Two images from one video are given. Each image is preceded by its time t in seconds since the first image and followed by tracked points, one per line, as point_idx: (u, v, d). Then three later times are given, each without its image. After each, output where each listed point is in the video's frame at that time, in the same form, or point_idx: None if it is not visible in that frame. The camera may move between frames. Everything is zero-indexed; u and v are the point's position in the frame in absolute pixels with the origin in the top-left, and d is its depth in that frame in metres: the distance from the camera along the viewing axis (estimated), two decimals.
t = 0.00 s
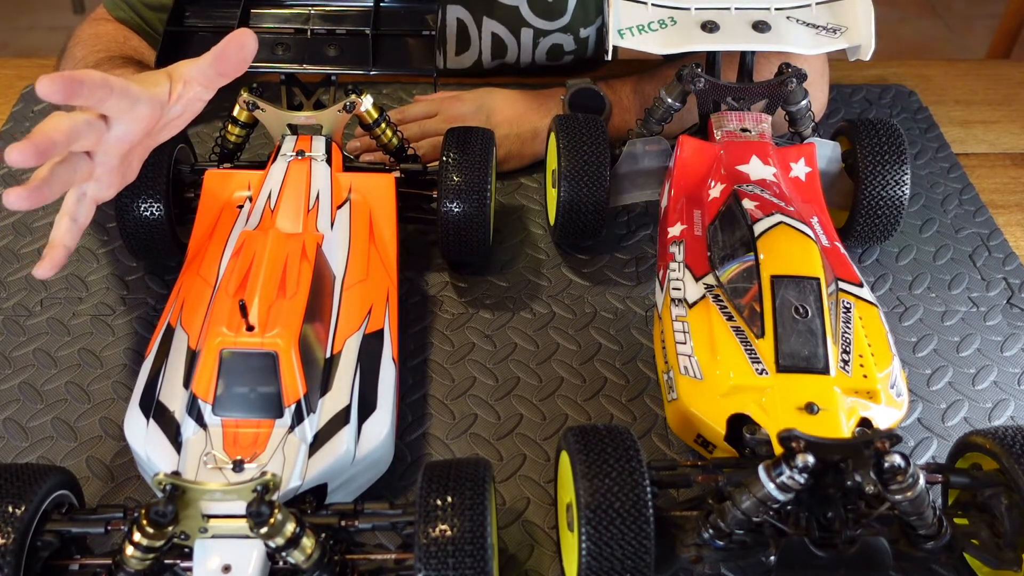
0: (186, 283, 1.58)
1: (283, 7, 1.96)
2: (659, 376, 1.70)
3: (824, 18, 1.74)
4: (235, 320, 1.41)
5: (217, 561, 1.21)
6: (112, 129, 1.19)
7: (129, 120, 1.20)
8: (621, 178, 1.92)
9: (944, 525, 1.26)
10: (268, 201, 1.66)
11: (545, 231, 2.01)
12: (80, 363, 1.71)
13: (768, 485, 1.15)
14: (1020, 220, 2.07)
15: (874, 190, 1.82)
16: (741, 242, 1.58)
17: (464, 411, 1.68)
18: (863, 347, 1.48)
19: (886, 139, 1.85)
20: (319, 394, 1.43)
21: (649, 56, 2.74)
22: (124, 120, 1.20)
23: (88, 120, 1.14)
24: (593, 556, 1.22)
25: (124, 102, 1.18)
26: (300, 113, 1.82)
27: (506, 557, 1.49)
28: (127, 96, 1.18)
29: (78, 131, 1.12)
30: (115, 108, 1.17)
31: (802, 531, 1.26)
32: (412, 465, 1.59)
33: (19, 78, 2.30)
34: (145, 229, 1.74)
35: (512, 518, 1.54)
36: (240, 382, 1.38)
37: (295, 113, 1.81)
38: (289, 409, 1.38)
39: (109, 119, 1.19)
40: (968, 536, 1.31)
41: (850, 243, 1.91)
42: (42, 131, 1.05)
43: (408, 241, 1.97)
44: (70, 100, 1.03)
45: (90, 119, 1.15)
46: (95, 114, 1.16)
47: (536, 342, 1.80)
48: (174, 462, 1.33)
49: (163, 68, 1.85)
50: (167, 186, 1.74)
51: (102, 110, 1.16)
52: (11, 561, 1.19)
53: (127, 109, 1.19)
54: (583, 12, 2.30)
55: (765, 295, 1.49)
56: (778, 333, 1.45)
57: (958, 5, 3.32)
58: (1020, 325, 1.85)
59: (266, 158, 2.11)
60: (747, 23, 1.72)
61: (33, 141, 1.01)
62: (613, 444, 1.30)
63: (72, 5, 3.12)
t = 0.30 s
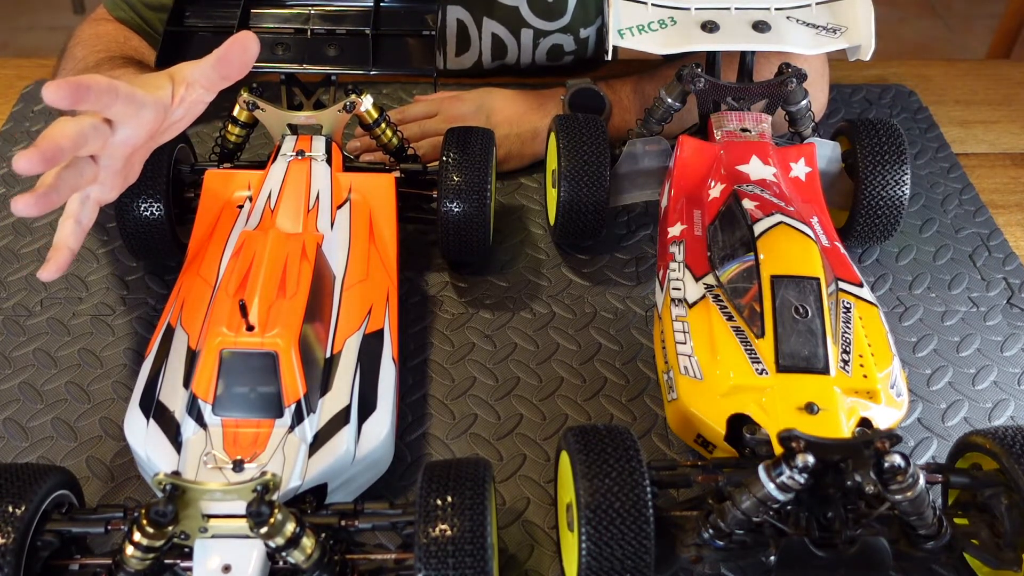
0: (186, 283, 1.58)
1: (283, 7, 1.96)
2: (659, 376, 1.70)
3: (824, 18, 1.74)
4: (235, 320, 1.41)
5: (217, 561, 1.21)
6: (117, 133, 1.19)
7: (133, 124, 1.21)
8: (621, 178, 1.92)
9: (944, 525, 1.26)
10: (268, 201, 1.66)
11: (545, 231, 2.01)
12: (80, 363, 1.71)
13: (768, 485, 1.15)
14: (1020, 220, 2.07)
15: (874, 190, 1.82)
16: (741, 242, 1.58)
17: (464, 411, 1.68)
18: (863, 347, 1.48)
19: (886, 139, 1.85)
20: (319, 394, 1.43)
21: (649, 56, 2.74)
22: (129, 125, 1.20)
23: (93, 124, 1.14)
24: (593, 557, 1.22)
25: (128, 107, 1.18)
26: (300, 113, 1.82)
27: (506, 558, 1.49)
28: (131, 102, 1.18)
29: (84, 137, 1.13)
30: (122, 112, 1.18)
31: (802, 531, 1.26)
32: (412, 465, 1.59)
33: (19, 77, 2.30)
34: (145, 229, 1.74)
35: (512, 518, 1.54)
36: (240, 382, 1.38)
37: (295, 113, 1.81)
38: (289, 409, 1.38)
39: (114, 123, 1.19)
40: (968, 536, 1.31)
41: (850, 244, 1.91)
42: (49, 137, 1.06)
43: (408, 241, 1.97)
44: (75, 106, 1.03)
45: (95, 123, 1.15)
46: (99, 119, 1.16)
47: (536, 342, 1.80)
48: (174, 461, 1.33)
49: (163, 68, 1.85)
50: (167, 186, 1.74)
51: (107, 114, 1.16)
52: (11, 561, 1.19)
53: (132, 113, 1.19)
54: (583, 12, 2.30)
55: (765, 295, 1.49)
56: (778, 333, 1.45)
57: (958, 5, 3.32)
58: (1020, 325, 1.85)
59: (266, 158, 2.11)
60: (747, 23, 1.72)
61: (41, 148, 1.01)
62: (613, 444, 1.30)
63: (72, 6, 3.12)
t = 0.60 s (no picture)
0: (186, 283, 1.58)
1: (284, 7, 1.96)
2: (659, 376, 1.70)
3: (825, 17, 1.74)
4: (235, 320, 1.41)
5: (217, 561, 1.21)
6: (117, 134, 1.19)
7: (134, 125, 1.21)
8: (621, 178, 1.92)
9: (944, 525, 1.26)
10: (268, 201, 1.66)
11: (545, 231, 2.01)
12: (80, 363, 1.71)
13: (768, 485, 1.15)
14: (1020, 220, 2.07)
15: (874, 190, 1.82)
16: (741, 241, 1.58)
17: (464, 411, 1.68)
18: (863, 347, 1.48)
19: (886, 139, 1.85)
20: (319, 395, 1.43)
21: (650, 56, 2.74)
22: (129, 126, 1.20)
23: (94, 125, 1.14)
24: (593, 557, 1.22)
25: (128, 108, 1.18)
26: (300, 113, 1.82)
27: (506, 558, 1.49)
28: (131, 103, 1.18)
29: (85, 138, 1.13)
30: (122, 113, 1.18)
31: (802, 531, 1.26)
32: (412, 465, 1.59)
33: (19, 77, 2.30)
34: (145, 229, 1.74)
35: (512, 518, 1.54)
36: (240, 382, 1.38)
37: (295, 113, 1.81)
38: (289, 409, 1.38)
39: (114, 125, 1.19)
40: (968, 536, 1.31)
41: (850, 243, 1.91)
42: (50, 139, 1.06)
43: (408, 240, 1.97)
44: (77, 107, 1.03)
45: (96, 125, 1.15)
46: (99, 120, 1.16)
47: (536, 342, 1.80)
48: (174, 462, 1.33)
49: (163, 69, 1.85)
50: (167, 186, 1.74)
51: (107, 116, 1.16)
52: (11, 561, 1.19)
53: (133, 114, 1.19)
54: (583, 13, 2.30)
55: (765, 295, 1.49)
56: (778, 333, 1.45)
57: (958, 5, 3.32)
58: (1020, 325, 1.85)
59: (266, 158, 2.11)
60: (748, 23, 1.72)
61: (43, 150, 1.01)
62: (613, 444, 1.30)
63: (72, 6, 3.12)
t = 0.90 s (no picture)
0: (186, 283, 1.58)
1: (283, 7, 1.96)
2: (659, 376, 1.70)
3: (824, 17, 1.74)
4: (235, 320, 1.41)
5: (217, 561, 1.21)
6: (118, 135, 1.19)
7: (134, 126, 1.21)
8: (621, 178, 1.92)
9: (944, 524, 1.26)
10: (268, 201, 1.66)
11: (545, 231, 2.01)
12: (80, 363, 1.71)
13: (768, 485, 1.15)
14: (1020, 220, 2.07)
15: (874, 190, 1.82)
16: (741, 241, 1.58)
17: (464, 411, 1.68)
18: (863, 347, 1.48)
19: (886, 139, 1.85)
20: (319, 395, 1.43)
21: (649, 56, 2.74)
22: (130, 127, 1.20)
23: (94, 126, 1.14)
24: (593, 557, 1.22)
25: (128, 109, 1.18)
26: (300, 113, 1.82)
27: (506, 558, 1.49)
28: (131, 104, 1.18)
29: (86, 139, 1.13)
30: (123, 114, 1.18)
31: (802, 531, 1.26)
32: (412, 465, 1.59)
33: (19, 77, 2.30)
34: (145, 229, 1.74)
35: (512, 519, 1.54)
36: (240, 382, 1.38)
37: (295, 113, 1.81)
38: (289, 409, 1.38)
39: (115, 126, 1.19)
40: (968, 536, 1.31)
41: (850, 243, 1.91)
42: (51, 142, 1.06)
43: (408, 240, 1.97)
44: (77, 109, 1.03)
45: (96, 126, 1.15)
46: (99, 121, 1.16)
47: (536, 342, 1.80)
48: (174, 462, 1.33)
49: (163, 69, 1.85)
50: (167, 186, 1.74)
51: (108, 117, 1.16)
52: (11, 561, 1.19)
53: (133, 115, 1.19)
54: (583, 13, 2.30)
55: (765, 295, 1.49)
56: (778, 333, 1.45)
57: (957, 5, 3.32)
58: (1020, 325, 1.84)
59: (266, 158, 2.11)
60: (748, 23, 1.72)
61: (44, 152, 1.01)
62: (614, 444, 1.30)
63: (72, 5, 3.12)
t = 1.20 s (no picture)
0: (186, 283, 1.58)
1: (284, 7, 1.95)
2: (659, 376, 1.70)
3: (825, 17, 1.74)
4: (235, 320, 1.41)
5: (217, 561, 1.21)
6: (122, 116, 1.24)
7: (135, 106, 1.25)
8: (621, 178, 1.92)
9: (944, 525, 1.26)
10: (268, 201, 1.66)
11: (545, 231, 2.01)
12: (80, 363, 1.71)
13: (768, 485, 1.15)
14: (1020, 220, 2.07)
15: (874, 190, 1.82)
16: (741, 241, 1.58)
17: (464, 411, 1.68)
18: (863, 348, 1.48)
19: (887, 139, 1.85)
20: (319, 395, 1.43)
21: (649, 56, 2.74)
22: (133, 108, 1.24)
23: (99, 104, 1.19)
24: (593, 557, 1.22)
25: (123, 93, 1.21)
26: (300, 113, 1.82)
27: (506, 558, 1.49)
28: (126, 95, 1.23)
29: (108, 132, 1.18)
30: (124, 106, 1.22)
31: (802, 531, 1.26)
32: (412, 465, 1.59)
33: (19, 77, 2.31)
34: (145, 229, 1.74)
35: (512, 518, 1.54)
36: (240, 382, 1.38)
37: (295, 113, 1.81)
38: (289, 409, 1.38)
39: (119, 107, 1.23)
40: (968, 536, 1.31)
41: (850, 243, 1.91)
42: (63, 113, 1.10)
43: (408, 240, 1.97)
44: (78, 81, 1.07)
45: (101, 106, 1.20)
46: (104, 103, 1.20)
47: (536, 342, 1.80)
48: (174, 462, 1.33)
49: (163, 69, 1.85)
50: (167, 186, 1.74)
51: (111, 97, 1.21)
52: (11, 561, 1.19)
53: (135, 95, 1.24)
54: (583, 13, 2.30)
55: (765, 295, 1.49)
56: (778, 333, 1.45)
57: (957, 5, 3.32)
58: (1020, 325, 1.84)
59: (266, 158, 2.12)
60: (748, 23, 1.72)
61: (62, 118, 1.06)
62: (614, 444, 1.30)
63: (72, 5, 3.12)
